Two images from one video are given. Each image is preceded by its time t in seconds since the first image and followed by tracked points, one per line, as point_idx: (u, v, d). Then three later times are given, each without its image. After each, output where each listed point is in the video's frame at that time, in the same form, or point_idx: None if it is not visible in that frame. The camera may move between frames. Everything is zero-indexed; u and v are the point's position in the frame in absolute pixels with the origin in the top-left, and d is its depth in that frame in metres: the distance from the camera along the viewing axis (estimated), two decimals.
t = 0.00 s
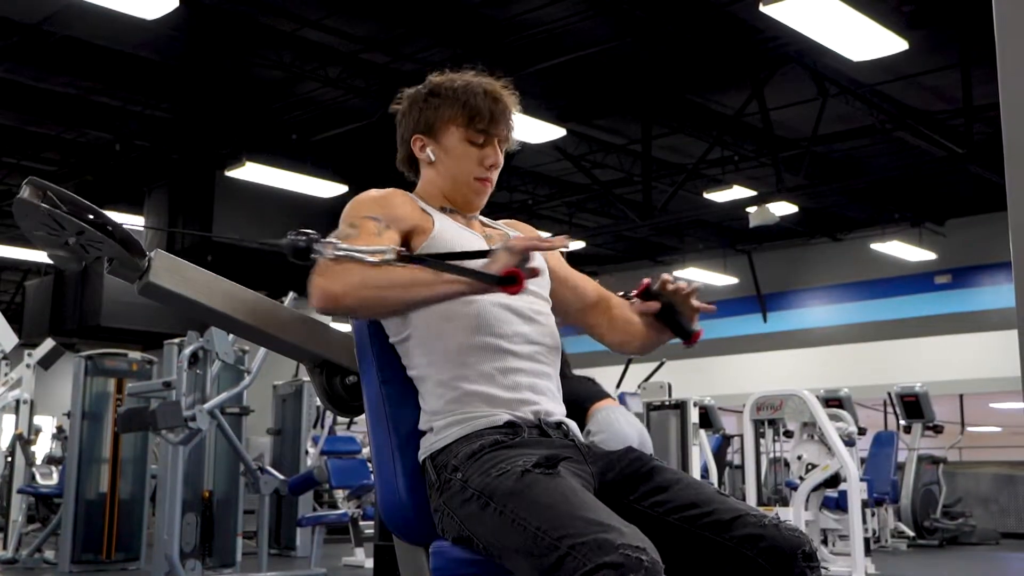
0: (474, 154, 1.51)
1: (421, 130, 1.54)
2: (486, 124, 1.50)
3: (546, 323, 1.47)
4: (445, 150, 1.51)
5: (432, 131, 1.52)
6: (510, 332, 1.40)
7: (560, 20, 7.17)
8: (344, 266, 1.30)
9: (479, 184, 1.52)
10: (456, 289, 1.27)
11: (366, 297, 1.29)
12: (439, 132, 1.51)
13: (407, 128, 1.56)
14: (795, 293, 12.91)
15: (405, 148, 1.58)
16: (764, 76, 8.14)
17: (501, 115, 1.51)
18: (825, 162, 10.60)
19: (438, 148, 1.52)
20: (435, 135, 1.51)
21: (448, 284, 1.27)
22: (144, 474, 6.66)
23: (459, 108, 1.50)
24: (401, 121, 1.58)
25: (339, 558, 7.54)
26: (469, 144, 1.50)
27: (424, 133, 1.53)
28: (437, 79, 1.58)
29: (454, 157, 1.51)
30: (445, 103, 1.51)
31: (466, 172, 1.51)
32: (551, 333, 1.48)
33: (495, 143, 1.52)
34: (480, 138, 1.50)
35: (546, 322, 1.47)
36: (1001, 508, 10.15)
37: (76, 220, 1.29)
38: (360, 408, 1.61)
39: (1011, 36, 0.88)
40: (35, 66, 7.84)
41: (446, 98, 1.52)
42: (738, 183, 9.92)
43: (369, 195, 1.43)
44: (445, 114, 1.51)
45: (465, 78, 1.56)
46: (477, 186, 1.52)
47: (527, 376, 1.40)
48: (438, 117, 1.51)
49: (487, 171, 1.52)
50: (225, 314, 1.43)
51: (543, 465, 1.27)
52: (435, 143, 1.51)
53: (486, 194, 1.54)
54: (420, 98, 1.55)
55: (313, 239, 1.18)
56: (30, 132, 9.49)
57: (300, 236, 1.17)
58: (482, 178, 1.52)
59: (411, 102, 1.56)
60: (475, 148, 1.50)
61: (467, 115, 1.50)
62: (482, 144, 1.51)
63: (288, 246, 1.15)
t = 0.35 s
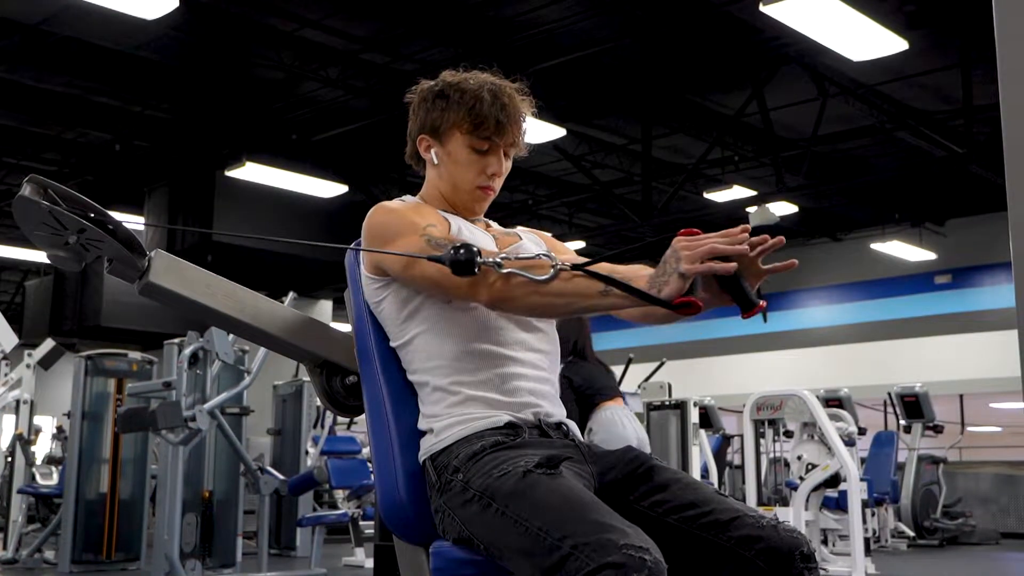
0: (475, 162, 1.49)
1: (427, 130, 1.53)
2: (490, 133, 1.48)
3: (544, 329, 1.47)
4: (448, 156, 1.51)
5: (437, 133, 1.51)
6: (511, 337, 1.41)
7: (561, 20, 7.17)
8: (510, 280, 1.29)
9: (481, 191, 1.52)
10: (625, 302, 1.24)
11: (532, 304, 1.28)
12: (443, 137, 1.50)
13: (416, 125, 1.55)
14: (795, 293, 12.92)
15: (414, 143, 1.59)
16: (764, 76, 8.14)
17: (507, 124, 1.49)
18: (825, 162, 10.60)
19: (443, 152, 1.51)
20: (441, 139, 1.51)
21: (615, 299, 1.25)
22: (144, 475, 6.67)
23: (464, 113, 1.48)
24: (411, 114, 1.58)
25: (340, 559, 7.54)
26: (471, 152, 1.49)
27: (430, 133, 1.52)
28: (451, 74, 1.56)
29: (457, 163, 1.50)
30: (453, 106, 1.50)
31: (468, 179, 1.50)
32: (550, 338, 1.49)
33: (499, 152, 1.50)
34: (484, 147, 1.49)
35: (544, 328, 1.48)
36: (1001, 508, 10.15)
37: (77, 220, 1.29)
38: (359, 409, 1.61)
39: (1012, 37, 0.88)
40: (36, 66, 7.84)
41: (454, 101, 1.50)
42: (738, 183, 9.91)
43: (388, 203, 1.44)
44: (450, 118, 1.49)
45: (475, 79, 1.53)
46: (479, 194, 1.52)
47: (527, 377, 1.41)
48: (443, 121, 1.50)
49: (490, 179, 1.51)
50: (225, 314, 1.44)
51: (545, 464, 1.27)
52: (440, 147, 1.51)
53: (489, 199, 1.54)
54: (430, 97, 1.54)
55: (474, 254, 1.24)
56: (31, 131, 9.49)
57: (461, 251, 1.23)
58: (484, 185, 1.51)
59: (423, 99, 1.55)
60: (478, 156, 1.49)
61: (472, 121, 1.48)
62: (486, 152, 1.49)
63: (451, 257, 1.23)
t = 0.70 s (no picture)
0: (476, 158, 1.49)
1: (424, 132, 1.52)
2: (488, 129, 1.48)
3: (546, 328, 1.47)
4: (448, 155, 1.50)
5: (434, 134, 1.51)
6: (511, 338, 1.41)
7: (561, 20, 7.16)
8: (388, 287, 1.27)
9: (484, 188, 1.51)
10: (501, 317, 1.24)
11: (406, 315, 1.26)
12: (442, 138, 1.50)
13: (412, 128, 1.55)
14: (795, 293, 12.92)
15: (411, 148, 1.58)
16: (764, 76, 8.14)
17: (504, 120, 1.49)
18: (825, 162, 10.60)
19: (442, 152, 1.51)
20: (439, 140, 1.50)
21: (490, 312, 1.24)
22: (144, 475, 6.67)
23: (460, 112, 1.49)
24: (406, 118, 1.57)
25: (340, 559, 7.54)
26: (471, 149, 1.49)
27: (426, 135, 1.52)
28: (442, 76, 1.56)
29: (456, 162, 1.50)
30: (448, 106, 1.50)
31: (469, 178, 1.50)
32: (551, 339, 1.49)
33: (499, 148, 1.50)
34: (484, 143, 1.49)
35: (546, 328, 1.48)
36: (1001, 508, 10.14)
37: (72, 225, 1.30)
38: (359, 408, 1.61)
39: (1011, 36, 0.88)
40: (35, 66, 7.84)
41: (449, 101, 1.50)
42: (738, 183, 9.92)
43: (378, 204, 1.43)
44: (447, 118, 1.49)
45: (467, 80, 1.54)
46: (480, 191, 1.52)
47: (525, 377, 1.41)
48: (439, 121, 1.50)
49: (491, 175, 1.51)
50: (226, 314, 1.44)
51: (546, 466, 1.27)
52: (439, 147, 1.51)
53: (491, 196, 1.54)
54: (424, 99, 1.54)
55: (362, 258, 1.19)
56: (31, 132, 9.50)
57: (346, 255, 1.18)
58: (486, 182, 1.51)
59: (417, 101, 1.55)
60: (477, 153, 1.49)
61: (469, 119, 1.48)
62: (486, 148, 1.49)
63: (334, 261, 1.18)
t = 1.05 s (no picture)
0: (469, 154, 1.50)
1: (417, 132, 1.54)
2: (478, 123, 1.49)
3: (543, 327, 1.47)
4: (441, 151, 1.51)
5: (427, 133, 1.52)
6: (509, 336, 1.41)
7: (561, 20, 7.16)
8: (283, 259, 1.29)
9: (478, 183, 1.51)
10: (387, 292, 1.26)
11: (297, 288, 1.28)
12: (433, 134, 1.51)
13: (405, 130, 1.56)
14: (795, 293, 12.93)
15: (406, 150, 1.59)
16: (764, 77, 8.14)
17: (494, 114, 1.50)
18: (825, 162, 10.60)
19: (435, 149, 1.52)
20: (432, 137, 1.51)
21: (376, 286, 1.27)
22: (143, 475, 6.66)
23: (449, 109, 1.50)
24: (400, 121, 1.59)
25: (339, 559, 7.54)
26: (465, 144, 1.49)
27: (420, 135, 1.53)
28: (434, 77, 1.58)
29: (449, 158, 1.50)
30: (439, 104, 1.51)
31: (463, 173, 1.50)
32: (549, 338, 1.49)
33: (491, 141, 1.51)
34: (475, 137, 1.49)
35: (544, 327, 1.48)
36: (1001, 509, 10.12)
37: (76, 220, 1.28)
38: (359, 409, 1.61)
39: (1012, 37, 0.88)
40: (35, 66, 7.84)
41: (439, 99, 1.51)
42: (738, 184, 9.92)
43: (361, 197, 1.45)
44: (438, 116, 1.51)
45: (456, 79, 1.55)
46: (475, 186, 1.51)
47: (524, 376, 1.41)
48: (430, 119, 1.51)
49: (484, 170, 1.51)
50: (225, 313, 1.43)
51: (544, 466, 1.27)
52: (431, 144, 1.51)
53: (488, 192, 1.53)
54: (415, 100, 1.55)
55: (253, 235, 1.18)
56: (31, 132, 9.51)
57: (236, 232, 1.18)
58: (480, 176, 1.51)
59: (408, 103, 1.56)
60: (468, 147, 1.49)
61: (459, 115, 1.49)
62: (479, 142, 1.49)
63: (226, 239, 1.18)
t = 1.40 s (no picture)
0: (470, 154, 1.50)
1: (415, 133, 1.53)
2: (476, 123, 1.49)
3: (542, 326, 1.48)
4: (440, 153, 1.51)
5: (425, 134, 1.52)
6: (509, 336, 1.41)
7: (561, 20, 7.16)
8: (247, 249, 1.35)
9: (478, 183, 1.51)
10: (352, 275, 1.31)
11: (262, 274, 1.34)
12: (432, 136, 1.51)
13: (403, 132, 1.56)
14: (795, 293, 12.94)
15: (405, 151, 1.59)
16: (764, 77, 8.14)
17: (491, 113, 1.50)
18: (824, 162, 10.60)
19: (434, 150, 1.52)
20: (430, 139, 1.51)
21: (341, 270, 1.32)
22: (143, 475, 6.66)
23: (447, 109, 1.50)
24: (397, 123, 1.58)
25: (339, 559, 7.54)
26: (465, 145, 1.49)
27: (419, 136, 1.53)
28: (427, 77, 1.57)
29: (450, 159, 1.51)
30: (435, 106, 1.51)
31: (464, 173, 1.51)
32: (548, 339, 1.49)
33: (490, 140, 1.51)
34: (473, 138, 1.49)
35: (542, 326, 1.48)
36: (1001, 509, 10.12)
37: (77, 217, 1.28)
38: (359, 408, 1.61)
39: (1011, 37, 0.88)
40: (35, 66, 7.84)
41: (435, 102, 1.51)
42: (738, 184, 9.93)
43: (359, 201, 1.47)
44: (435, 117, 1.51)
45: (451, 78, 1.55)
46: (476, 185, 1.52)
47: (525, 376, 1.41)
48: (428, 121, 1.51)
49: (484, 169, 1.51)
50: (225, 313, 1.43)
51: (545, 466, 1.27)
52: (430, 146, 1.52)
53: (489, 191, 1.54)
54: (411, 102, 1.55)
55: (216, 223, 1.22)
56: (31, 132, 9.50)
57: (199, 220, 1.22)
58: (480, 176, 1.51)
59: (404, 106, 1.56)
60: (468, 146, 1.50)
61: (457, 114, 1.49)
62: (478, 142, 1.50)
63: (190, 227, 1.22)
